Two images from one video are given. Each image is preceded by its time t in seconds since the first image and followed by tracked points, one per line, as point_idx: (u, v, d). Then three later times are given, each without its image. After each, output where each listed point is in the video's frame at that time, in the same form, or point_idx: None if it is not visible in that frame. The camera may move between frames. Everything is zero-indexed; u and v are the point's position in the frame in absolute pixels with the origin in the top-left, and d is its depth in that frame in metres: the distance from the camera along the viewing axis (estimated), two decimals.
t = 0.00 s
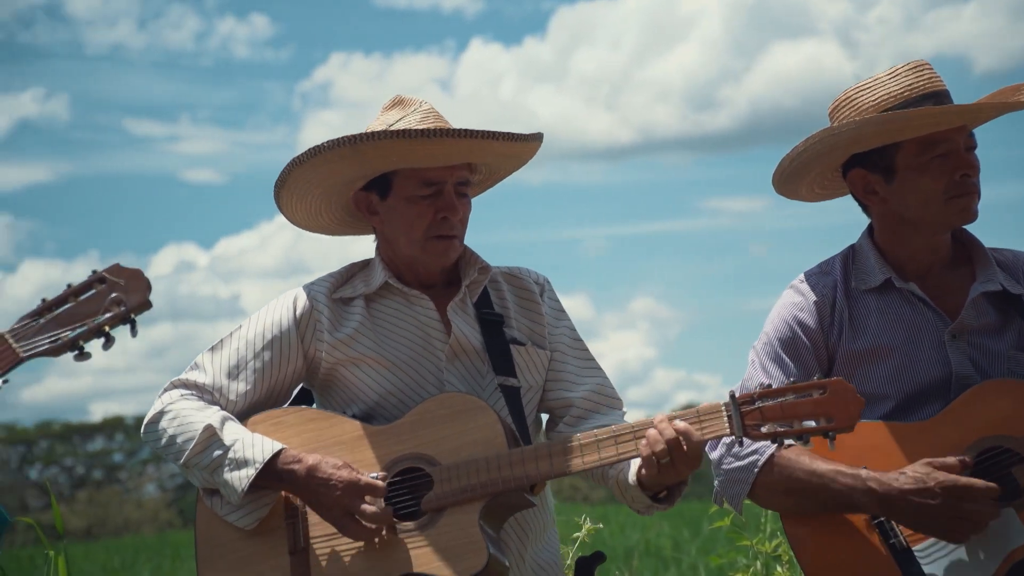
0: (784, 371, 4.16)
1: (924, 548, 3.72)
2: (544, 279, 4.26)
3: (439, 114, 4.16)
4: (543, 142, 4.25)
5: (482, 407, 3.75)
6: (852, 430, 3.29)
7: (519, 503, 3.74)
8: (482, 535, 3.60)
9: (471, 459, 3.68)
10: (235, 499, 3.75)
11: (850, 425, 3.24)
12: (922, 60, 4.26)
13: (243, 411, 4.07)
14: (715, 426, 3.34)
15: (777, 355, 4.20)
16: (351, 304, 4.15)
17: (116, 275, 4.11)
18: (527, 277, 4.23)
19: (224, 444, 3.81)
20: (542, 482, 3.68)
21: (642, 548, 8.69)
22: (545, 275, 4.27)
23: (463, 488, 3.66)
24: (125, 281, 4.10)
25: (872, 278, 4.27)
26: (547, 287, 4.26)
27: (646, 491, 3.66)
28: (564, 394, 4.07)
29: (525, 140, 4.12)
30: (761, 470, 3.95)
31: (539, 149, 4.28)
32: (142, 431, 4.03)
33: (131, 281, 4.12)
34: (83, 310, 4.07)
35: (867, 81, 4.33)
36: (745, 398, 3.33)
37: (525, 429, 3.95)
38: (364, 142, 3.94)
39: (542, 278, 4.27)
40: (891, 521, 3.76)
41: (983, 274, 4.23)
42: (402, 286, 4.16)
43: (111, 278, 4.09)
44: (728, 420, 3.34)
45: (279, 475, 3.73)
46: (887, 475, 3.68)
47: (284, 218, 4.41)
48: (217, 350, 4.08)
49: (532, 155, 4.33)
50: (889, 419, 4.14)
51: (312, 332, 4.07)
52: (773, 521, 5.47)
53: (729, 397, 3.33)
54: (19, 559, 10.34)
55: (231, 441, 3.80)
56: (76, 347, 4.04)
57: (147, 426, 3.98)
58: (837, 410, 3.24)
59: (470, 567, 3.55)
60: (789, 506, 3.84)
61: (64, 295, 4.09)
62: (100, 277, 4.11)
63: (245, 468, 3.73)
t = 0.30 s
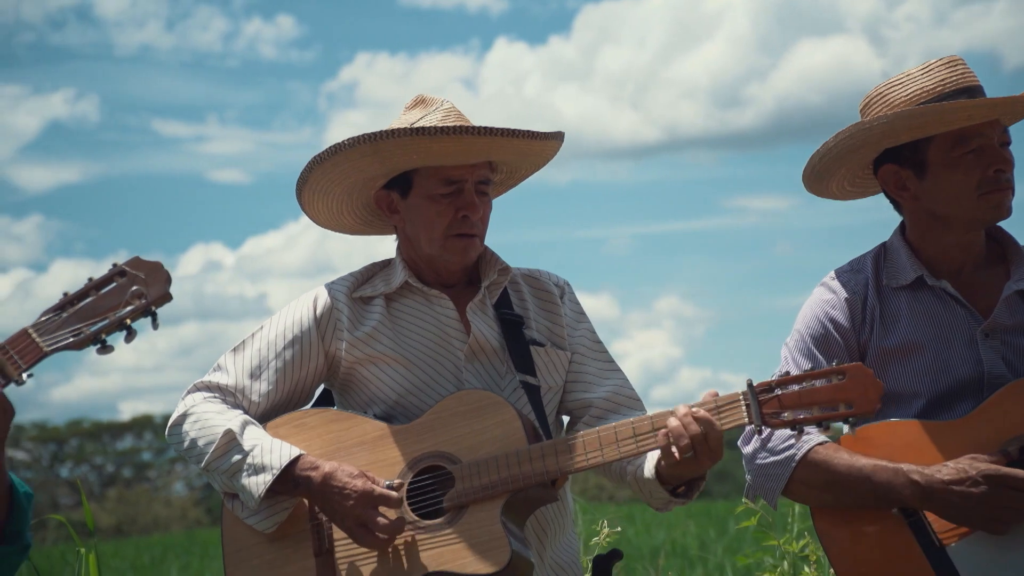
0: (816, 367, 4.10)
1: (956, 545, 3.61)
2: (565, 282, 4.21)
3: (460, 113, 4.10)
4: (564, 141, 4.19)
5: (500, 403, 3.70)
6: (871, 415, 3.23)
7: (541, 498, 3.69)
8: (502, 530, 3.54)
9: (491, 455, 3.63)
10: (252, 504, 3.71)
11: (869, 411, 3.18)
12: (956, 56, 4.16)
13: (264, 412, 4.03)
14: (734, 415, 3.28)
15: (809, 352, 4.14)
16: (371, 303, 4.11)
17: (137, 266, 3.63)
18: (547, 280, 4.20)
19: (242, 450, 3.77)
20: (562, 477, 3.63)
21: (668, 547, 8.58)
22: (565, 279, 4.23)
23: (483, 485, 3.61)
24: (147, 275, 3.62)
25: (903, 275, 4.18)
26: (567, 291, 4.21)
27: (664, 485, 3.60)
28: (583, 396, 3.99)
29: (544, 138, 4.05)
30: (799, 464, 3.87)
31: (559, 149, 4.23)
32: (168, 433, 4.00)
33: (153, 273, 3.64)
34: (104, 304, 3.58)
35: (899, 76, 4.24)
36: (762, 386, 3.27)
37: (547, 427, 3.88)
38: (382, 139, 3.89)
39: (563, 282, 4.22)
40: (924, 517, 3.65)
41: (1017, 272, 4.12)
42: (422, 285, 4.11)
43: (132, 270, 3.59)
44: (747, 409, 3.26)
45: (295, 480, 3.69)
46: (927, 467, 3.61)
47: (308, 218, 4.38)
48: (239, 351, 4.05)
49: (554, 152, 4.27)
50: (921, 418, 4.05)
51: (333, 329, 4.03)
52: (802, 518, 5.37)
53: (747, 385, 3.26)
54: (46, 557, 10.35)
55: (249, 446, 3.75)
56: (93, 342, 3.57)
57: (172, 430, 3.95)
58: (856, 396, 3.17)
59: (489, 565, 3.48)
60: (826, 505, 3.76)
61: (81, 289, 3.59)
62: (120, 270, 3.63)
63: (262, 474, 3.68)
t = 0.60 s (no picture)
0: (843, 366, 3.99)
1: (992, 548, 3.50)
2: (582, 279, 4.10)
3: (471, 112, 4.01)
4: (575, 137, 4.11)
5: (519, 405, 3.61)
6: (895, 414, 3.09)
7: (563, 499, 3.57)
8: (524, 532, 3.45)
9: (511, 458, 3.53)
10: (285, 507, 3.65)
11: (892, 408, 3.03)
12: (991, 52, 4.03)
13: (286, 419, 3.95)
14: (754, 414, 3.17)
15: (835, 351, 4.04)
16: (388, 308, 4.03)
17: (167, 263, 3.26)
18: (564, 278, 4.08)
19: (270, 454, 3.69)
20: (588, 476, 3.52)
21: (695, 547, 8.45)
22: (582, 275, 4.11)
23: (504, 488, 3.52)
24: (177, 273, 3.25)
25: (935, 275, 4.06)
26: (584, 287, 4.10)
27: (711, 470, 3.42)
28: (607, 388, 3.88)
29: (558, 135, 3.97)
30: (822, 463, 3.75)
31: (571, 145, 4.14)
32: (190, 443, 3.92)
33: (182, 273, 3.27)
34: (134, 302, 3.17)
35: (932, 73, 4.11)
36: (783, 384, 3.16)
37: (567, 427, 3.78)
38: (397, 143, 3.82)
39: (580, 278, 4.11)
40: (957, 518, 3.53)
41: None
42: (439, 288, 4.03)
43: (163, 269, 3.24)
44: (766, 408, 3.17)
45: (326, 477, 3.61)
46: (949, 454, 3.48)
47: (319, 222, 4.30)
48: (259, 358, 3.98)
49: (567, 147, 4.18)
50: (956, 417, 3.93)
51: (351, 337, 3.96)
52: (831, 518, 5.23)
53: (766, 382, 3.16)
54: (75, 556, 10.35)
55: (280, 450, 3.68)
56: (124, 342, 3.15)
57: (195, 437, 3.87)
58: (877, 392, 3.04)
59: (514, 567, 3.41)
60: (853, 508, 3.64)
61: (112, 286, 3.12)
62: (149, 268, 3.25)
63: (295, 477, 3.62)
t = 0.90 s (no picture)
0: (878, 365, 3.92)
1: None
2: (604, 273, 4.01)
3: (488, 115, 3.98)
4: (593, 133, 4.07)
5: (544, 406, 3.55)
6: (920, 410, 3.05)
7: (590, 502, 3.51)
8: (551, 535, 3.41)
9: (536, 460, 3.48)
10: (306, 521, 3.62)
11: (918, 404, 3.00)
12: None
13: (313, 426, 3.93)
14: (779, 413, 3.10)
15: (870, 350, 3.97)
16: (411, 312, 3.99)
17: (191, 257, 3.11)
18: (585, 272, 3.99)
19: (292, 466, 3.66)
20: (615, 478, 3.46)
21: (727, 547, 8.37)
22: (603, 269, 4.02)
23: (530, 490, 3.47)
24: (200, 266, 3.11)
25: (970, 272, 3.97)
26: (606, 281, 4.01)
27: (737, 470, 3.35)
28: (632, 386, 3.82)
29: (576, 132, 3.93)
30: (856, 474, 3.67)
31: (589, 141, 4.10)
32: (218, 452, 3.91)
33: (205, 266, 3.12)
34: (158, 296, 3.07)
35: (966, 69, 4.02)
36: (808, 382, 3.09)
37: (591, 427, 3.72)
38: (422, 148, 3.78)
39: (601, 272, 4.02)
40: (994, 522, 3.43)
41: None
42: (460, 289, 3.99)
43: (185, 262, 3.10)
44: (791, 406, 3.10)
45: (349, 495, 3.58)
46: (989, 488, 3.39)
47: (338, 230, 4.27)
48: (284, 368, 3.96)
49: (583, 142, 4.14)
50: (988, 416, 3.88)
51: (375, 341, 3.93)
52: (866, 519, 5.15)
53: (791, 381, 3.09)
54: (109, 553, 10.43)
55: (299, 463, 3.65)
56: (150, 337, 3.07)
57: (223, 450, 3.86)
58: (903, 388, 3.00)
59: (542, 570, 3.38)
60: (886, 510, 3.57)
61: (135, 280, 3.09)
62: (173, 262, 3.11)
63: (314, 491, 3.59)
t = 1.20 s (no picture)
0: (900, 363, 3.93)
1: None
2: (627, 269, 4.02)
3: (504, 114, 4.02)
4: (610, 131, 4.08)
5: (565, 404, 3.58)
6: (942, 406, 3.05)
7: (614, 500, 3.53)
8: (573, 533, 3.44)
9: (558, 458, 3.51)
10: (336, 517, 3.67)
11: (939, 399, 3.00)
12: None
13: (338, 426, 3.98)
14: (800, 411, 3.12)
15: (891, 349, 3.98)
16: (433, 311, 4.04)
17: (210, 253, 3.16)
18: (608, 269, 4.01)
19: (320, 464, 3.72)
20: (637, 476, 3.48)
21: (753, 546, 8.37)
22: (627, 266, 4.03)
23: (552, 489, 3.50)
24: (220, 263, 3.16)
25: (993, 271, 3.98)
26: (629, 277, 4.01)
27: (758, 468, 3.37)
28: (654, 382, 3.82)
29: (589, 131, 3.94)
30: (881, 465, 3.68)
31: (605, 139, 4.11)
32: (245, 451, 3.97)
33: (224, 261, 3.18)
34: (179, 293, 3.12)
35: (986, 67, 4.02)
36: (828, 378, 3.10)
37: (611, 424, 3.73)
38: (424, 151, 3.86)
39: (625, 269, 4.03)
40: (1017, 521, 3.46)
41: None
42: (482, 288, 4.03)
43: (205, 258, 3.14)
44: (811, 403, 3.11)
45: (377, 490, 3.64)
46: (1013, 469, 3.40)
47: (361, 231, 4.34)
48: (308, 367, 4.01)
49: (603, 141, 4.15)
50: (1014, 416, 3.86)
51: (397, 340, 3.97)
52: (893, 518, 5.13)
53: (811, 378, 3.10)
54: (138, 551, 10.55)
55: (327, 460, 3.71)
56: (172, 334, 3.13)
57: (249, 448, 3.92)
58: (925, 383, 3.00)
59: (563, 568, 3.41)
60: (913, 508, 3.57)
61: (157, 279, 3.14)
62: (192, 258, 3.16)
63: (343, 487, 3.65)
